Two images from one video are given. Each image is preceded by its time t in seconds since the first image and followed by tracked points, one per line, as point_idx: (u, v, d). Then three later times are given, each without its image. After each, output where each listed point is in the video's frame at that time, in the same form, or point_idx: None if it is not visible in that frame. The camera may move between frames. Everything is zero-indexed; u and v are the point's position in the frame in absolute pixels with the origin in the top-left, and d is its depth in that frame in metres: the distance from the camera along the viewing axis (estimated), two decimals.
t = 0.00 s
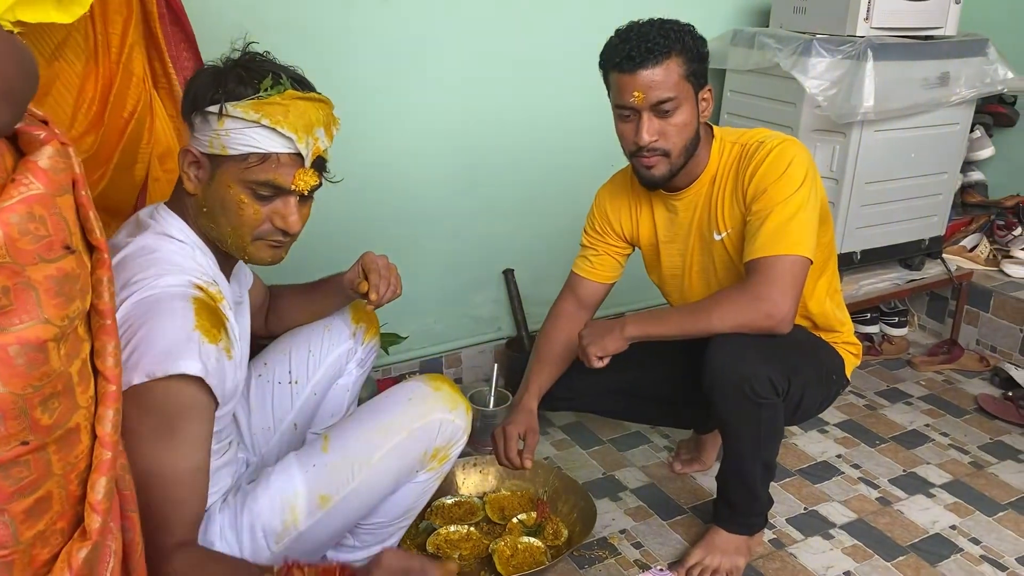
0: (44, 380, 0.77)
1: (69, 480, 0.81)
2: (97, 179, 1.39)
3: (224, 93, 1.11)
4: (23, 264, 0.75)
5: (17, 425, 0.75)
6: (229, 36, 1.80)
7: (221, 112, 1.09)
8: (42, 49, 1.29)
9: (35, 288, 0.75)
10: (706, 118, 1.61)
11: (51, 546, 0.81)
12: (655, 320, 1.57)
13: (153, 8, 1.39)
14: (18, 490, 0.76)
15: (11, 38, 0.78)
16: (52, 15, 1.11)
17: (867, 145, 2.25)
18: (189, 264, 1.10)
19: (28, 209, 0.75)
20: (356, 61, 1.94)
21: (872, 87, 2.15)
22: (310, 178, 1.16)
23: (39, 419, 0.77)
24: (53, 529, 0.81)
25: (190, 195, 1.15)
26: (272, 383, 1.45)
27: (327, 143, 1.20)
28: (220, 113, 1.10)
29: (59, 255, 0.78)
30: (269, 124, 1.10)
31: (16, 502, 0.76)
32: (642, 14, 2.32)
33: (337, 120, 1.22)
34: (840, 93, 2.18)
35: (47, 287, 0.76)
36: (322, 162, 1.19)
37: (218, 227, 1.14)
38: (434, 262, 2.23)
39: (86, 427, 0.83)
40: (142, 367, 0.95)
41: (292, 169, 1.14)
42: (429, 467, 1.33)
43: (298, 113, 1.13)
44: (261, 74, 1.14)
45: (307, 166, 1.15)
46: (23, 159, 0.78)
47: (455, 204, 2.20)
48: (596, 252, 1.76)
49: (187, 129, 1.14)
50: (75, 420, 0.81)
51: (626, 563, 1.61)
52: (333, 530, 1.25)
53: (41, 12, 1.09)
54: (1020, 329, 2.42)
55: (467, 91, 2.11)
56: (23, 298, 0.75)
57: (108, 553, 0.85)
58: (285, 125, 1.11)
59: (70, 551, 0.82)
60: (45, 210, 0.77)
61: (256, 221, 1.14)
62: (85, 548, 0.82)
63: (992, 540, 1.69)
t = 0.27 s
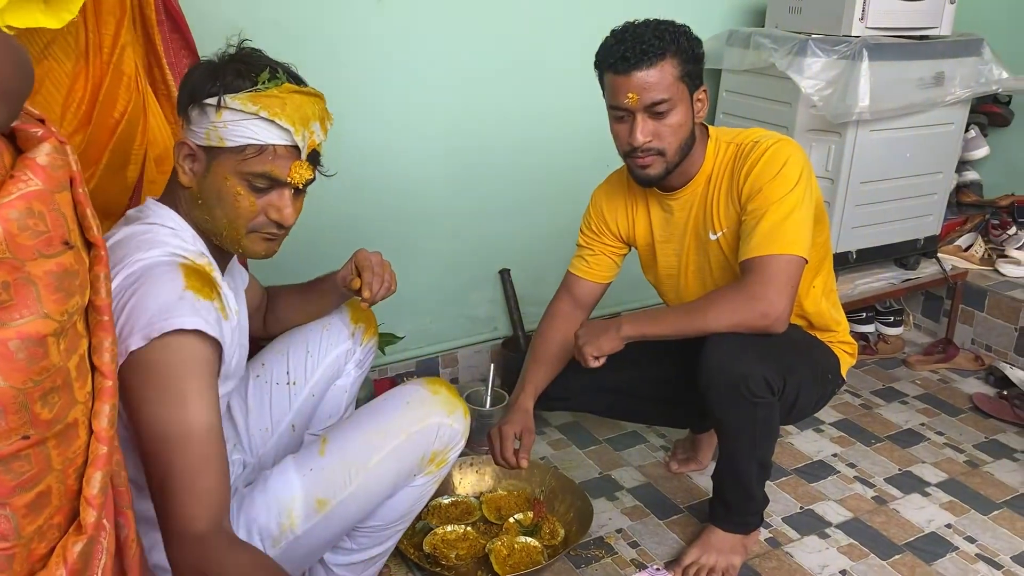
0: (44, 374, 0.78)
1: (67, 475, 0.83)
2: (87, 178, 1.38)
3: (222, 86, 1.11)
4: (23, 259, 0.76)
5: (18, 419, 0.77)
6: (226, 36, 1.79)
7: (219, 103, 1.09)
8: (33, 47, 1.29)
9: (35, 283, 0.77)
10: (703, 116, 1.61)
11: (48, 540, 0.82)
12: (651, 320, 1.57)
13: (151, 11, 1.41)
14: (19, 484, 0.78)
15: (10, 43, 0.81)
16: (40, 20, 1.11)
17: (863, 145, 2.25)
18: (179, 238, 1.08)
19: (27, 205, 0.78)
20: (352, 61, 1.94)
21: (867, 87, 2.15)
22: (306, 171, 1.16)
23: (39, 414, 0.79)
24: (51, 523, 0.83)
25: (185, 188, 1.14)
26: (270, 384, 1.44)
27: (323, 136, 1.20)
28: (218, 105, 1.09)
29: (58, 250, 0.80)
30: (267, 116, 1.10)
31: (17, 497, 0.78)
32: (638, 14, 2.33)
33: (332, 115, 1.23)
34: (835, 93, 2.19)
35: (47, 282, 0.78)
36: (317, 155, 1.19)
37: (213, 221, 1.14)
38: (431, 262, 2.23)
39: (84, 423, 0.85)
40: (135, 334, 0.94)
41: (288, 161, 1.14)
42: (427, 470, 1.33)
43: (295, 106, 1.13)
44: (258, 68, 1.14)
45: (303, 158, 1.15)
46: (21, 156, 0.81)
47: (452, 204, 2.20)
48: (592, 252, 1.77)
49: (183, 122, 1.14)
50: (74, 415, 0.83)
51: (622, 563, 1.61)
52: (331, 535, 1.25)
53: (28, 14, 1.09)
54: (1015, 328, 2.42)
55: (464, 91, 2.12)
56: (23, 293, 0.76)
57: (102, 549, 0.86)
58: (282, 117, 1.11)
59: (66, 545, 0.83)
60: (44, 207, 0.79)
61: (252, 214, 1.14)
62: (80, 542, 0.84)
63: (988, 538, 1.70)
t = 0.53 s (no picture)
0: (44, 373, 0.78)
1: (67, 475, 0.84)
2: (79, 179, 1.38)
3: (228, 81, 1.11)
4: (21, 257, 0.77)
5: (18, 418, 0.77)
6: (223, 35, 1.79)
7: (227, 98, 1.09)
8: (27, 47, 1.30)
9: (33, 282, 0.77)
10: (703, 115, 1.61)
11: (47, 540, 0.82)
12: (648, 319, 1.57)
13: (148, 13, 1.41)
14: (19, 483, 0.78)
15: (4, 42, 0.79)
16: (37, 18, 1.09)
17: (859, 144, 2.26)
18: (173, 234, 1.08)
19: (25, 203, 0.78)
20: (349, 61, 1.94)
21: (863, 87, 2.16)
22: (310, 166, 1.16)
23: (38, 413, 0.79)
24: (50, 523, 0.83)
25: (188, 184, 1.13)
26: (267, 384, 1.44)
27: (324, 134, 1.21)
28: (226, 99, 1.09)
29: (57, 249, 0.80)
30: (274, 110, 1.11)
31: (17, 496, 0.78)
32: (635, 13, 2.33)
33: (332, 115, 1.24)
34: (832, 92, 2.19)
35: (45, 280, 0.78)
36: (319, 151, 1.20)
37: (217, 217, 1.13)
38: (428, 262, 2.23)
39: (83, 422, 0.85)
40: (134, 329, 0.94)
41: (293, 156, 1.14)
42: (425, 471, 1.33)
43: (301, 102, 1.14)
44: (263, 66, 1.15)
45: (308, 154, 1.16)
46: (20, 155, 0.81)
47: (449, 204, 2.20)
48: (590, 251, 1.77)
49: (186, 119, 1.13)
50: (73, 415, 0.83)
51: (620, 562, 1.61)
52: (329, 535, 1.25)
53: (25, 13, 1.08)
54: (1011, 327, 2.43)
55: (461, 91, 2.11)
56: (22, 291, 0.76)
57: (100, 549, 0.87)
58: (290, 112, 1.12)
59: (65, 545, 0.83)
60: (42, 205, 0.80)
61: (257, 208, 1.14)
62: (78, 542, 0.84)
63: (984, 537, 1.70)
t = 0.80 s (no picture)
0: (44, 373, 0.79)
1: (66, 476, 0.84)
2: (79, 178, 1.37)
3: (219, 76, 1.10)
4: (23, 257, 0.77)
5: (18, 418, 0.77)
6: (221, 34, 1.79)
7: (222, 93, 1.08)
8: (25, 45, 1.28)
9: (34, 282, 0.77)
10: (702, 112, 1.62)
11: (43, 541, 0.83)
12: (646, 319, 1.57)
13: (145, 14, 1.41)
14: (18, 484, 0.79)
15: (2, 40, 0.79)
16: (40, 16, 1.10)
17: (857, 143, 2.26)
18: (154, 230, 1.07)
19: (27, 203, 0.78)
20: (347, 60, 1.94)
21: (861, 86, 2.16)
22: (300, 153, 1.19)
23: (39, 413, 0.79)
24: (46, 525, 0.83)
25: (180, 182, 1.10)
26: (260, 384, 1.42)
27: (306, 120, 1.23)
28: (221, 94, 1.08)
29: (58, 248, 0.81)
30: (270, 102, 1.12)
31: (16, 497, 0.79)
32: (633, 12, 2.33)
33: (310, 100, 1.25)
34: (830, 92, 2.19)
35: (46, 281, 0.78)
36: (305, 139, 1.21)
37: (214, 212, 1.12)
38: (426, 261, 2.22)
39: (81, 423, 0.86)
40: (123, 329, 0.93)
41: (287, 146, 1.16)
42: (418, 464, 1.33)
43: (290, 92, 1.15)
44: (247, 57, 1.14)
45: (298, 142, 1.18)
46: (22, 154, 0.82)
47: (447, 203, 2.20)
48: (589, 249, 1.76)
49: (170, 117, 1.09)
50: (72, 415, 0.84)
51: (619, 562, 1.61)
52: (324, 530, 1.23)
53: (28, 13, 1.09)
54: (1009, 326, 2.43)
55: (459, 90, 2.11)
56: (23, 291, 0.77)
57: (95, 548, 0.87)
58: (283, 102, 1.13)
59: (60, 547, 0.83)
60: (44, 205, 0.80)
61: (255, 200, 1.14)
62: (74, 544, 0.84)
63: (982, 536, 1.70)
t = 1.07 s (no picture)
0: (44, 374, 0.81)
1: (66, 478, 0.86)
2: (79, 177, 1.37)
3: (207, 72, 1.08)
4: (26, 257, 0.79)
5: (19, 418, 0.79)
6: (219, 33, 1.78)
7: (216, 89, 1.07)
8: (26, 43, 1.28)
9: (36, 281, 0.80)
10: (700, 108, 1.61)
11: (43, 543, 0.85)
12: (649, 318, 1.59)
13: (143, 12, 1.40)
14: (18, 485, 0.81)
15: None
16: (45, 19, 1.17)
17: (856, 141, 2.26)
18: (144, 228, 1.07)
19: (30, 203, 0.80)
20: (346, 59, 1.93)
21: (860, 84, 2.16)
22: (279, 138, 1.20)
23: (39, 414, 0.81)
24: (46, 527, 0.85)
25: (177, 183, 1.08)
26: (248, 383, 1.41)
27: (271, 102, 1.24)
28: (215, 91, 1.07)
29: (61, 249, 0.83)
30: (257, 95, 1.12)
31: (16, 500, 0.81)
32: (632, 11, 2.32)
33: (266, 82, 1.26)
34: (829, 89, 2.19)
35: (47, 280, 0.81)
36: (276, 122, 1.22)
37: (216, 208, 1.11)
38: (426, 261, 2.22)
39: (81, 424, 0.88)
40: (146, 330, 0.95)
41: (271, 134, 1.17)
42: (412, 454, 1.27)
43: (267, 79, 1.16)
44: (218, 47, 1.13)
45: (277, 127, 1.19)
46: (25, 154, 0.84)
47: (447, 202, 2.19)
48: (589, 247, 1.76)
49: (159, 119, 1.05)
50: (73, 417, 0.86)
51: (619, 561, 1.61)
52: (317, 526, 1.20)
53: (34, 13, 1.15)
54: (1008, 324, 2.43)
55: (458, 89, 2.11)
56: (25, 290, 0.79)
57: (93, 556, 0.89)
58: (267, 91, 1.14)
59: (59, 550, 0.86)
60: (47, 205, 0.82)
61: (252, 191, 1.14)
62: (72, 547, 0.87)
63: (982, 534, 1.70)
